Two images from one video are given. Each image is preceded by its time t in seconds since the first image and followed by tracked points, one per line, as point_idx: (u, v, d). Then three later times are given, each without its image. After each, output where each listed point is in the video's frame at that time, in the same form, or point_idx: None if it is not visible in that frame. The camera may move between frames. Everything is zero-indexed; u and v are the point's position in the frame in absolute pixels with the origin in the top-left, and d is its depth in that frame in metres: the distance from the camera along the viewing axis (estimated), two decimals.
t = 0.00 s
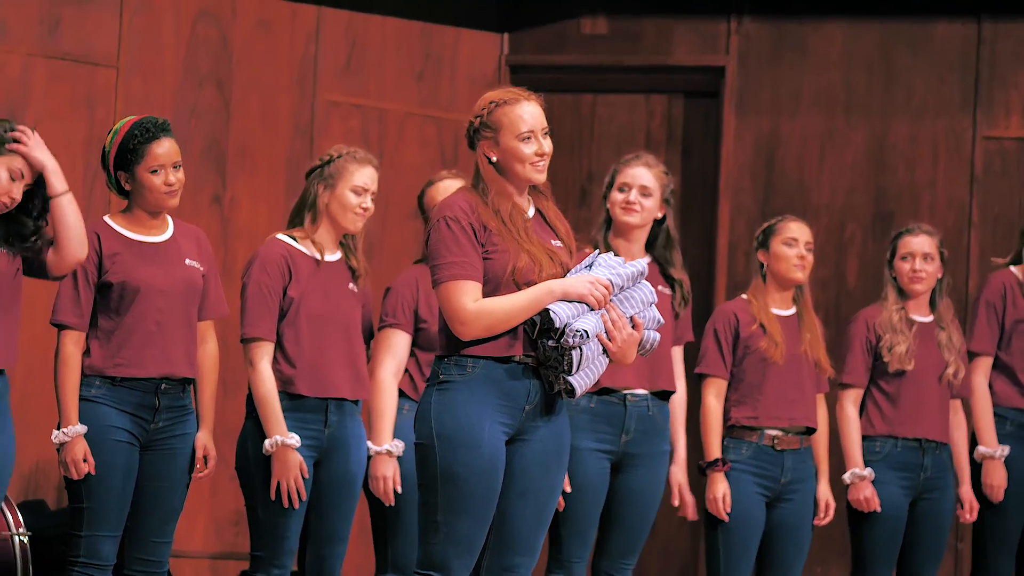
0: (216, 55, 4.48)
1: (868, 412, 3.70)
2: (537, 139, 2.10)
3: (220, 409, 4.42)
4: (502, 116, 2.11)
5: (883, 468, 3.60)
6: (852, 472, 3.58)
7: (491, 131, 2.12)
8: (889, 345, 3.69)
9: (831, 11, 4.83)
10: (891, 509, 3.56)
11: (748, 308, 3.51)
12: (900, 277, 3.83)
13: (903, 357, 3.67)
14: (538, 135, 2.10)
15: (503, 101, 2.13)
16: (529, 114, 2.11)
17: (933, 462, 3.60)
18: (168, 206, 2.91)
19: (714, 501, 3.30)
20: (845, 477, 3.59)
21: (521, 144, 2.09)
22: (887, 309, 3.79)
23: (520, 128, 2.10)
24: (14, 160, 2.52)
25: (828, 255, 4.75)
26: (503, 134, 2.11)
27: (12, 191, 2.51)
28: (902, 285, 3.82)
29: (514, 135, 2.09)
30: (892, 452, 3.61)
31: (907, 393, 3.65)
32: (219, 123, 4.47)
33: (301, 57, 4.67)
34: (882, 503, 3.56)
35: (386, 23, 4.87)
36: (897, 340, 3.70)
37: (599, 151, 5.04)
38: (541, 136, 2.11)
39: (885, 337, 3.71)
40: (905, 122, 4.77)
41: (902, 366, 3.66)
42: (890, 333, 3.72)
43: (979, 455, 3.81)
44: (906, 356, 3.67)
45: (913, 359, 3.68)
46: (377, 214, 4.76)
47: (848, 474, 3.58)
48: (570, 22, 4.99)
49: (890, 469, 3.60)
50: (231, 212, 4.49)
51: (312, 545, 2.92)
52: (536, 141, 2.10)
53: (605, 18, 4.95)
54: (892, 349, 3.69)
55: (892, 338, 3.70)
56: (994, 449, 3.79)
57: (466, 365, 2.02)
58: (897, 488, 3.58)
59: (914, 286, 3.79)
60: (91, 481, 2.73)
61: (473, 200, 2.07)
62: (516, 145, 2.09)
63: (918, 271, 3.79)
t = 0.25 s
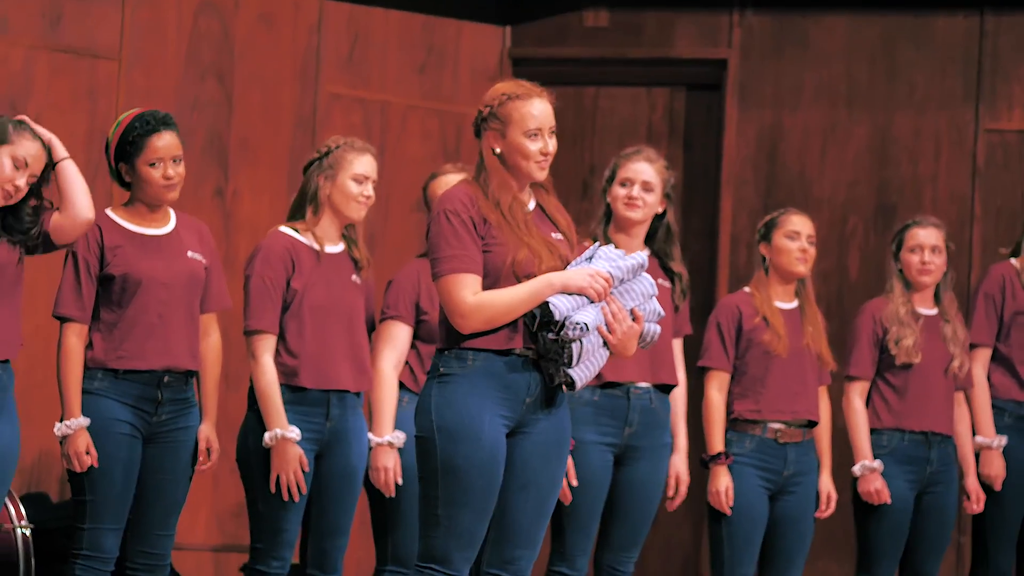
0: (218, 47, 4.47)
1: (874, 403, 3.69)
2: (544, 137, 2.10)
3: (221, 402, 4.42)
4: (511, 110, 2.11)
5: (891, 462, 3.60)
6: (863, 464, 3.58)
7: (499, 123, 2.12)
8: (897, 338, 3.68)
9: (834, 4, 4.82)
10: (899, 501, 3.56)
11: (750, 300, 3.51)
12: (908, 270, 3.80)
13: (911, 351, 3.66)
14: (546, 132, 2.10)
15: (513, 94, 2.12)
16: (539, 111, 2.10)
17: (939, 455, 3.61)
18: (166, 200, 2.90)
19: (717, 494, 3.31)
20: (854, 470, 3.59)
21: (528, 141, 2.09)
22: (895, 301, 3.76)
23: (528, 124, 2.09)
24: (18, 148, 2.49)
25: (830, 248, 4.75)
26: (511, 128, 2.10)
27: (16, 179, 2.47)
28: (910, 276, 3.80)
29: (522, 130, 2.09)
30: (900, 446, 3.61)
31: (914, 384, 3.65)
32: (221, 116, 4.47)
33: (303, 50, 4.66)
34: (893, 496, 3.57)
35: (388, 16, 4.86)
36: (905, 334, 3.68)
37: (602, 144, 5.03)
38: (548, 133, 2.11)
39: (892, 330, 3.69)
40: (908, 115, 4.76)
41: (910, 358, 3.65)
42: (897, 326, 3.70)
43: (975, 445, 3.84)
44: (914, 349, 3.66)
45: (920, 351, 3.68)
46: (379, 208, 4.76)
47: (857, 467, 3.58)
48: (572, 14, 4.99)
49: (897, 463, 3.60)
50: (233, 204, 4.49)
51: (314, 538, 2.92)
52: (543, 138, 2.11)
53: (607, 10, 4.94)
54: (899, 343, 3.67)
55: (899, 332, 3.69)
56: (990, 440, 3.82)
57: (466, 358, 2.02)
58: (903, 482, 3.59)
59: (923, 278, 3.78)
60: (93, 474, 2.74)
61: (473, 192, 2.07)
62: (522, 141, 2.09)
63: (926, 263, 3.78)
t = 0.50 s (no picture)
0: (220, 42, 4.47)
1: (880, 399, 3.69)
2: (543, 127, 2.09)
3: (224, 396, 4.43)
4: (510, 100, 2.10)
5: (897, 457, 3.60)
6: (870, 461, 3.56)
7: (497, 115, 2.11)
8: (903, 334, 3.67)
9: None
10: (906, 497, 3.56)
11: (753, 295, 3.50)
12: (919, 264, 3.79)
13: (917, 348, 3.65)
14: (544, 123, 2.09)
15: (512, 86, 2.11)
16: (535, 102, 2.10)
17: (945, 450, 3.61)
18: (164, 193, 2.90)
19: (721, 489, 3.30)
20: (863, 466, 3.57)
21: (526, 131, 2.08)
22: (900, 298, 3.76)
23: (526, 115, 2.09)
24: (17, 133, 2.39)
25: (832, 243, 4.74)
26: (510, 119, 2.10)
27: (19, 164, 2.38)
28: (919, 270, 3.79)
29: (520, 121, 2.08)
30: (906, 441, 3.61)
31: (920, 382, 3.64)
32: (224, 110, 4.47)
33: (306, 45, 4.66)
34: (901, 492, 3.56)
35: (391, 11, 4.86)
36: (910, 330, 3.67)
37: (604, 138, 5.01)
38: (547, 124, 2.10)
39: (898, 326, 3.69)
40: (910, 109, 4.75)
41: (916, 356, 3.65)
42: (902, 322, 3.70)
43: (975, 441, 3.84)
44: (919, 346, 3.66)
45: (926, 348, 3.67)
46: (381, 203, 4.76)
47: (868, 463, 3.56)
48: (575, 9, 4.98)
49: (903, 459, 3.60)
50: (235, 199, 4.49)
51: (316, 532, 2.93)
52: (542, 128, 2.10)
53: (610, 5, 4.94)
54: (905, 340, 3.67)
55: (905, 328, 3.68)
56: (990, 436, 3.81)
57: (467, 353, 2.02)
58: (910, 477, 3.59)
59: (933, 273, 3.77)
60: (96, 468, 2.74)
61: (475, 185, 2.07)
62: (521, 131, 2.08)
63: (939, 259, 3.77)
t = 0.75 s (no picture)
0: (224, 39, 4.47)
1: (884, 396, 3.68)
2: (543, 124, 2.09)
3: (228, 393, 4.43)
4: (510, 98, 2.09)
5: (901, 454, 3.59)
6: (875, 459, 3.56)
7: (498, 113, 2.11)
8: (907, 333, 3.66)
9: None
10: (910, 495, 3.56)
11: (759, 292, 3.49)
12: (926, 261, 3.79)
13: (921, 346, 3.64)
14: (545, 120, 2.10)
15: (511, 83, 2.11)
16: (535, 98, 2.09)
17: (948, 446, 3.60)
18: (161, 189, 2.90)
19: (727, 486, 3.29)
20: (868, 463, 3.58)
21: (527, 129, 2.08)
22: (903, 295, 3.75)
23: (527, 112, 2.08)
24: (17, 116, 2.44)
25: (836, 240, 4.73)
26: (510, 116, 2.09)
27: (28, 144, 2.43)
28: (925, 266, 3.78)
29: (520, 118, 2.08)
30: (910, 438, 3.60)
31: (923, 379, 3.63)
32: (228, 107, 4.47)
33: (309, 41, 4.65)
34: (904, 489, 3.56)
35: (394, 8, 4.85)
36: (915, 328, 3.66)
37: (609, 135, 5.01)
38: (547, 121, 2.10)
39: (902, 325, 3.68)
40: (914, 106, 4.74)
41: (920, 354, 3.64)
42: (906, 320, 3.69)
43: (986, 440, 3.84)
44: (924, 344, 3.65)
45: (930, 346, 3.66)
46: (385, 200, 4.76)
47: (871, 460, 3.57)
48: (579, 6, 4.98)
49: (906, 456, 3.59)
50: (239, 195, 4.49)
51: (320, 528, 2.93)
52: (542, 125, 2.10)
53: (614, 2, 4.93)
54: (909, 338, 3.66)
55: (909, 327, 3.67)
56: (1001, 434, 3.81)
57: (469, 349, 2.01)
58: (913, 474, 3.58)
59: (941, 271, 3.77)
60: (101, 465, 2.74)
61: (477, 181, 2.06)
62: (521, 129, 2.08)
63: (947, 257, 3.78)
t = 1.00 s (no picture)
0: (232, 37, 4.48)
1: (889, 394, 3.67)
2: (549, 122, 2.09)
3: (236, 390, 4.44)
4: (515, 96, 2.09)
5: (906, 452, 3.59)
6: (880, 457, 3.54)
7: (504, 111, 2.10)
8: (914, 332, 3.64)
9: None
10: (913, 494, 3.55)
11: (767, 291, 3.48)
12: (933, 259, 3.77)
13: (929, 345, 3.62)
14: (550, 118, 2.09)
15: (517, 82, 2.11)
16: (541, 96, 2.09)
17: (953, 445, 3.60)
18: (154, 185, 2.91)
19: (734, 483, 3.29)
20: (872, 463, 3.55)
21: (532, 126, 2.07)
22: (909, 294, 3.73)
23: (532, 110, 2.08)
24: (16, 110, 2.44)
25: (843, 238, 4.72)
26: (516, 115, 2.09)
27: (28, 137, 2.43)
28: (933, 265, 3.77)
29: (526, 116, 2.07)
30: (916, 436, 3.60)
31: (930, 378, 3.62)
32: (235, 105, 4.48)
33: (317, 39, 4.64)
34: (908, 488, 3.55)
35: (401, 6, 4.85)
36: (922, 327, 3.64)
37: (616, 133, 4.99)
38: (553, 118, 2.10)
39: (910, 324, 3.66)
40: (922, 105, 4.73)
41: (927, 353, 3.62)
42: (914, 319, 3.67)
43: (1002, 441, 3.82)
44: (931, 343, 3.62)
45: (937, 346, 3.64)
46: (392, 198, 4.77)
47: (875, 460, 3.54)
48: (586, 4, 4.97)
49: (913, 453, 3.59)
50: (247, 193, 4.49)
51: (328, 525, 2.94)
52: (548, 122, 2.09)
53: None
54: (917, 337, 3.64)
55: (917, 326, 3.65)
56: (1017, 434, 3.79)
57: (474, 346, 2.01)
58: (918, 472, 3.58)
59: (949, 270, 3.76)
60: (109, 463, 2.75)
61: (484, 176, 2.06)
62: (527, 126, 2.07)
63: (954, 255, 3.76)
